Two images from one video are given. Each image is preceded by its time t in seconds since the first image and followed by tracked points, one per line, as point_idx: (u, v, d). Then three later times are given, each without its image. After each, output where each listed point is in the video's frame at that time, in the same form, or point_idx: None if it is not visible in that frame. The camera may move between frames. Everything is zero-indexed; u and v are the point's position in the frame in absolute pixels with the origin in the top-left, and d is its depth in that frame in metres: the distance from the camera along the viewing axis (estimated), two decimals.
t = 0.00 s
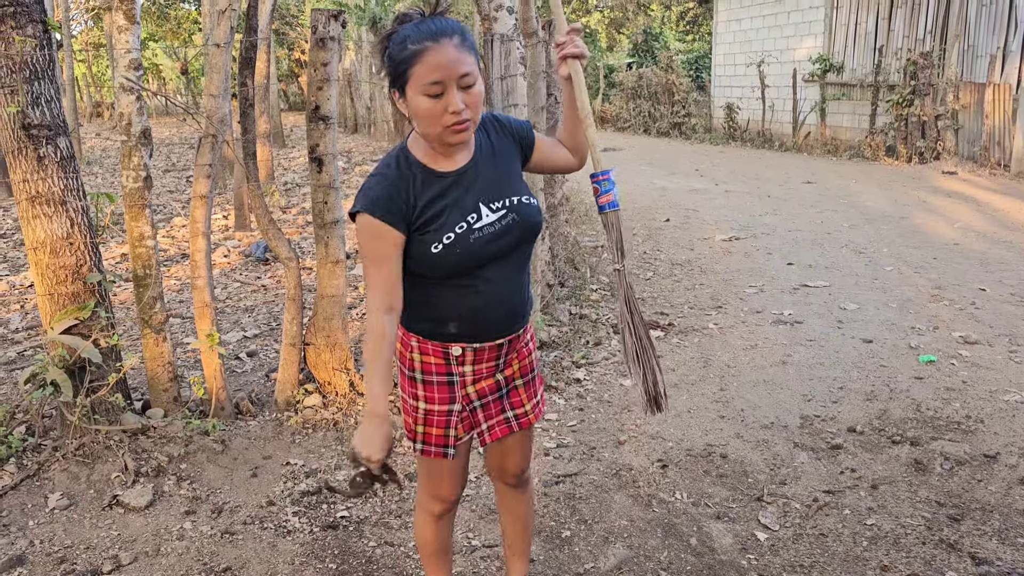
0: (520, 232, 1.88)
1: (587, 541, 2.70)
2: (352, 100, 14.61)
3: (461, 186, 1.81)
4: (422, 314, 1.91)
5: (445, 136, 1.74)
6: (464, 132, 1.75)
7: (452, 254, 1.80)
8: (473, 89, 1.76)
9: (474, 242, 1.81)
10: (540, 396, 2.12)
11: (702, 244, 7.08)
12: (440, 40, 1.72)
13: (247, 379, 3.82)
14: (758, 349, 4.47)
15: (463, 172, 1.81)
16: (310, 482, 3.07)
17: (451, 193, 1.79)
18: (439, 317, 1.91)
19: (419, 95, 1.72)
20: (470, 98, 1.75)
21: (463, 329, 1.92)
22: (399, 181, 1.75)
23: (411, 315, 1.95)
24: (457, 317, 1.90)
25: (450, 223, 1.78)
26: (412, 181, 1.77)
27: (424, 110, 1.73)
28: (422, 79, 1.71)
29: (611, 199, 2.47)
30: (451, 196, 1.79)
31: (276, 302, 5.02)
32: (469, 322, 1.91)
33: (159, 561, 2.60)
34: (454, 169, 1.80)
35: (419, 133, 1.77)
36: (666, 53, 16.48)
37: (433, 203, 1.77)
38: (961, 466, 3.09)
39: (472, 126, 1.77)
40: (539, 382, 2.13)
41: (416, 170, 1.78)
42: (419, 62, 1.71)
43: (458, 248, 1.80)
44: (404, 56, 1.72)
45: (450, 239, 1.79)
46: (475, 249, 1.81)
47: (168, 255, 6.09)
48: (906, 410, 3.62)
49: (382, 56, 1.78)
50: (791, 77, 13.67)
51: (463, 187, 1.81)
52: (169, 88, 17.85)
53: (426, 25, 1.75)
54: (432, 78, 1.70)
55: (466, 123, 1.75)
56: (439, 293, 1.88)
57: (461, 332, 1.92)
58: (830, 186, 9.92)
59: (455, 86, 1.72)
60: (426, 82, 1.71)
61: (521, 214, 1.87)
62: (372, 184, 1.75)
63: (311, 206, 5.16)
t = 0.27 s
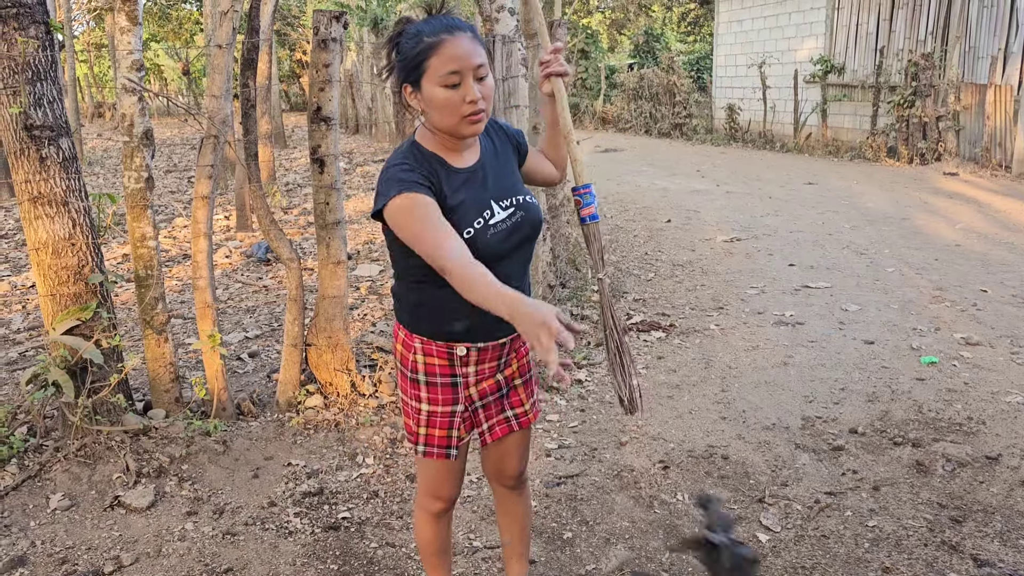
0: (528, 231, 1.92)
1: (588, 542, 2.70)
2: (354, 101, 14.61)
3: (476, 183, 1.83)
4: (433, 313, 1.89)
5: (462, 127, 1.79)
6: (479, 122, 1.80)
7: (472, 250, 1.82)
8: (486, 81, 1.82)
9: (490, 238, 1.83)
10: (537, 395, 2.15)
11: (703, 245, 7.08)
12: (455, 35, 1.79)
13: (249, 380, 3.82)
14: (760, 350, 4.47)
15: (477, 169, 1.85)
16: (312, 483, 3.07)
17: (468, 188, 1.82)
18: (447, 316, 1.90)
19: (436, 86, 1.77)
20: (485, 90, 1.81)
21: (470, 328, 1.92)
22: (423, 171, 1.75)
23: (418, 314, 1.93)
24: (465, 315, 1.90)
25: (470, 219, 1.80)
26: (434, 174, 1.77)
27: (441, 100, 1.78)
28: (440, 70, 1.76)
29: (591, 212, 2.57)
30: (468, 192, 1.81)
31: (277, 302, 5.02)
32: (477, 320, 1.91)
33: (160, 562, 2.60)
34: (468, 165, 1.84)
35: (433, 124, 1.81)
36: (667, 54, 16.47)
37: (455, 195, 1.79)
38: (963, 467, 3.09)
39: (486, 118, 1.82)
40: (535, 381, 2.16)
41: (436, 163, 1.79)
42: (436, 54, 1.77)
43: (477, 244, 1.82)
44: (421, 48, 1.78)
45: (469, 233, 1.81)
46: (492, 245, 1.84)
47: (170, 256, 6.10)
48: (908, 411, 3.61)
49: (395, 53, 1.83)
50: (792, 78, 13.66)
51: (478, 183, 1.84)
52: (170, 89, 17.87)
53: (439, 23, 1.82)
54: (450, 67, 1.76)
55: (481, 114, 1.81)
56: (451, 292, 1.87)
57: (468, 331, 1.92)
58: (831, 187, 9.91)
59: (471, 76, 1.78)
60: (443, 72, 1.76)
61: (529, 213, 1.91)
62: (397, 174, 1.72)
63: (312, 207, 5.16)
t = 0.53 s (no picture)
0: (526, 238, 1.89)
1: (587, 547, 2.70)
2: (353, 104, 14.63)
3: (473, 186, 1.83)
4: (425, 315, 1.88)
5: (466, 128, 1.80)
6: (483, 125, 1.82)
7: (463, 252, 1.79)
8: (492, 85, 1.84)
9: (483, 242, 1.80)
10: (538, 402, 2.12)
11: (703, 249, 7.08)
12: (464, 37, 1.82)
13: (247, 384, 3.82)
14: (759, 354, 4.47)
15: (476, 174, 1.85)
16: (310, 488, 3.07)
17: (464, 191, 1.81)
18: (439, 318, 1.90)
19: (443, 86, 1.79)
20: (491, 93, 1.83)
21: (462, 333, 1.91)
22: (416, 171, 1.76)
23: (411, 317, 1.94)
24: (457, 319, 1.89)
25: (462, 221, 1.78)
26: (428, 175, 1.77)
27: (446, 100, 1.79)
28: (448, 70, 1.78)
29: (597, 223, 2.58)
30: (464, 195, 1.80)
31: (276, 306, 5.01)
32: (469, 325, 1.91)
33: (158, 567, 2.59)
34: (468, 170, 1.84)
35: (438, 125, 1.82)
36: (667, 58, 16.50)
37: (448, 197, 1.78)
38: (962, 472, 3.08)
39: (490, 121, 1.83)
40: (536, 389, 2.13)
41: (433, 165, 1.80)
42: (445, 54, 1.78)
43: (469, 247, 1.79)
44: (430, 48, 1.80)
45: (461, 236, 1.79)
46: (484, 249, 1.81)
47: (168, 259, 6.09)
48: (907, 416, 3.61)
49: (404, 52, 1.85)
50: (792, 82, 13.69)
51: (475, 187, 1.83)
52: (169, 92, 17.88)
53: (450, 25, 1.84)
54: (458, 68, 1.78)
55: (486, 116, 1.82)
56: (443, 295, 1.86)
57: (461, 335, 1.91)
58: (830, 191, 9.92)
59: (478, 79, 1.80)
60: (451, 73, 1.78)
61: (528, 221, 1.89)
62: (392, 173, 1.73)
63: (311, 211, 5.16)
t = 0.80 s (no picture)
0: (520, 244, 1.88)
1: (592, 550, 2.69)
2: (358, 108, 14.66)
3: (468, 189, 1.83)
4: (417, 314, 1.91)
5: (464, 134, 1.81)
6: (483, 131, 1.81)
7: (447, 253, 1.79)
8: (496, 91, 1.83)
9: (470, 245, 1.80)
10: (543, 410, 2.09)
11: (707, 252, 7.06)
12: (470, 42, 1.81)
13: (252, 387, 3.82)
14: (764, 357, 4.46)
15: (474, 177, 1.84)
16: (315, 491, 3.06)
17: (456, 193, 1.81)
18: (433, 318, 1.91)
19: (446, 91, 1.79)
20: (493, 100, 1.83)
21: (455, 333, 1.91)
22: (407, 172, 1.78)
23: (407, 315, 1.96)
24: (448, 319, 1.90)
25: (449, 223, 1.79)
26: (419, 176, 1.79)
27: (448, 105, 1.80)
28: (450, 75, 1.78)
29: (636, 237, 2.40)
30: (456, 197, 1.81)
31: (281, 309, 5.02)
32: (462, 326, 1.91)
33: (162, 570, 2.59)
34: (467, 173, 1.84)
35: (440, 129, 1.83)
36: (671, 61, 16.50)
37: (437, 199, 1.79)
38: (969, 476, 3.07)
39: (491, 127, 1.83)
40: (541, 398, 2.10)
41: (428, 167, 1.81)
42: (448, 58, 1.79)
43: (454, 248, 1.79)
44: (434, 51, 1.80)
45: (446, 237, 1.79)
46: (471, 251, 1.81)
47: (174, 263, 6.11)
48: (913, 419, 3.59)
49: (411, 53, 1.86)
50: (797, 85, 13.68)
51: (469, 189, 1.82)
52: (175, 96, 17.94)
53: (457, 28, 1.84)
54: (461, 73, 1.78)
55: (486, 122, 1.82)
56: (433, 295, 1.88)
57: (452, 336, 1.92)
58: (836, 193, 9.89)
59: (480, 85, 1.80)
60: (453, 78, 1.78)
61: (524, 226, 1.87)
62: (384, 174, 1.78)
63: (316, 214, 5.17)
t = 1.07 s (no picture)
0: (519, 248, 1.87)
1: (596, 556, 2.68)
2: (362, 112, 14.68)
3: (467, 190, 1.85)
4: (415, 313, 1.96)
5: (464, 133, 1.83)
6: (482, 130, 1.83)
7: (439, 251, 1.82)
8: (495, 89, 1.85)
9: (463, 246, 1.82)
10: (549, 419, 2.05)
11: (711, 256, 7.05)
12: (467, 42, 1.84)
13: (255, 392, 3.81)
14: (768, 362, 4.45)
15: (474, 178, 1.86)
16: (317, 496, 3.06)
17: (453, 194, 1.84)
18: (431, 318, 1.93)
19: (444, 91, 1.83)
20: (492, 98, 1.84)
21: (452, 335, 1.92)
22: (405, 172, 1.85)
23: (409, 314, 2.00)
24: (445, 320, 1.91)
25: (443, 223, 1.82)
26: (417, 175, 1.85)
27: (447, 105, 1.83)
28: (447, 75, 1.82)
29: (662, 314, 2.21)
30: (453, 197, 1.84)
31: (284, 313, 5.02)
32: (458, 328, 1.91)
33: None
34: (468, 174, 1.86)
35: (443, 130, 1.86)
36: (675, 65, 16.50)
37: (432, 197, 1.83)
38: (975, 482, 3.05)
39: (491, 126, 1.84)
40: (547, 407, 2.06)
41: (427, 167, 1.86)
42: (445, 59, 1.82)
43: (446, 247, 1.82)
44: (433, 54, 1.84)
45: (440, 235, 1.83)
46: (464, 251, 1.83)
47: (177, 267, 6.12)
48: (918, 424, 3.57)
49: (414, 59, 1.91)
50: (801, 88, 13.66)
51: (467, 190, 1.84)
52: (180, 100, 17.98)
53: (457, 31, 1.87)
54: (456, 73, 1.81)
55: (486, 121, 1.83)
56: (431, 295, 1.91)
57: (449, 338, 1.93)
58: (840, 197, 9.87)
59: (477, 83, 1.82)
60: (450, 77, 1.81)
61: (523, 230, 1.86)
62: (384, 172, 1.87)
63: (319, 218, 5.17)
